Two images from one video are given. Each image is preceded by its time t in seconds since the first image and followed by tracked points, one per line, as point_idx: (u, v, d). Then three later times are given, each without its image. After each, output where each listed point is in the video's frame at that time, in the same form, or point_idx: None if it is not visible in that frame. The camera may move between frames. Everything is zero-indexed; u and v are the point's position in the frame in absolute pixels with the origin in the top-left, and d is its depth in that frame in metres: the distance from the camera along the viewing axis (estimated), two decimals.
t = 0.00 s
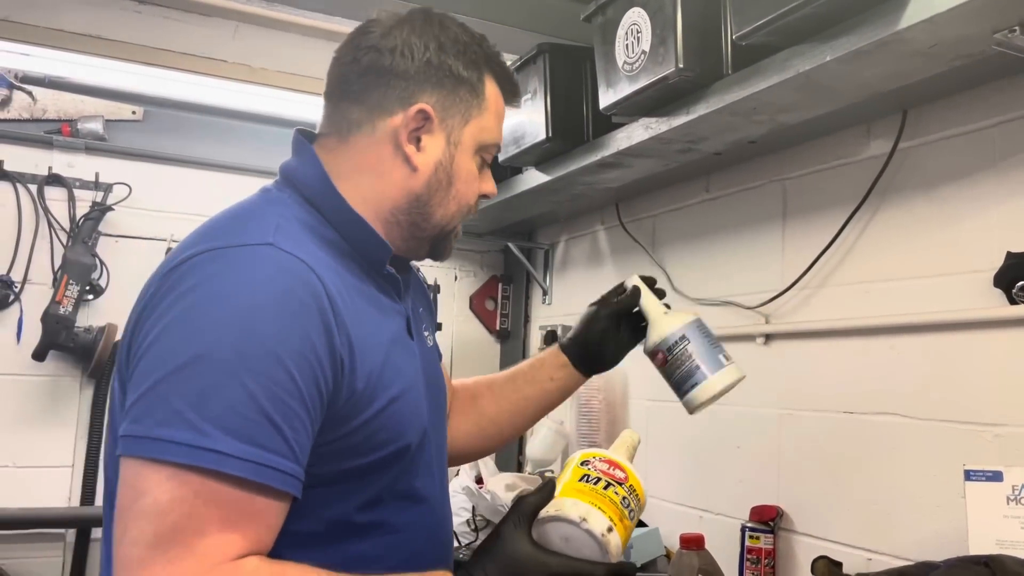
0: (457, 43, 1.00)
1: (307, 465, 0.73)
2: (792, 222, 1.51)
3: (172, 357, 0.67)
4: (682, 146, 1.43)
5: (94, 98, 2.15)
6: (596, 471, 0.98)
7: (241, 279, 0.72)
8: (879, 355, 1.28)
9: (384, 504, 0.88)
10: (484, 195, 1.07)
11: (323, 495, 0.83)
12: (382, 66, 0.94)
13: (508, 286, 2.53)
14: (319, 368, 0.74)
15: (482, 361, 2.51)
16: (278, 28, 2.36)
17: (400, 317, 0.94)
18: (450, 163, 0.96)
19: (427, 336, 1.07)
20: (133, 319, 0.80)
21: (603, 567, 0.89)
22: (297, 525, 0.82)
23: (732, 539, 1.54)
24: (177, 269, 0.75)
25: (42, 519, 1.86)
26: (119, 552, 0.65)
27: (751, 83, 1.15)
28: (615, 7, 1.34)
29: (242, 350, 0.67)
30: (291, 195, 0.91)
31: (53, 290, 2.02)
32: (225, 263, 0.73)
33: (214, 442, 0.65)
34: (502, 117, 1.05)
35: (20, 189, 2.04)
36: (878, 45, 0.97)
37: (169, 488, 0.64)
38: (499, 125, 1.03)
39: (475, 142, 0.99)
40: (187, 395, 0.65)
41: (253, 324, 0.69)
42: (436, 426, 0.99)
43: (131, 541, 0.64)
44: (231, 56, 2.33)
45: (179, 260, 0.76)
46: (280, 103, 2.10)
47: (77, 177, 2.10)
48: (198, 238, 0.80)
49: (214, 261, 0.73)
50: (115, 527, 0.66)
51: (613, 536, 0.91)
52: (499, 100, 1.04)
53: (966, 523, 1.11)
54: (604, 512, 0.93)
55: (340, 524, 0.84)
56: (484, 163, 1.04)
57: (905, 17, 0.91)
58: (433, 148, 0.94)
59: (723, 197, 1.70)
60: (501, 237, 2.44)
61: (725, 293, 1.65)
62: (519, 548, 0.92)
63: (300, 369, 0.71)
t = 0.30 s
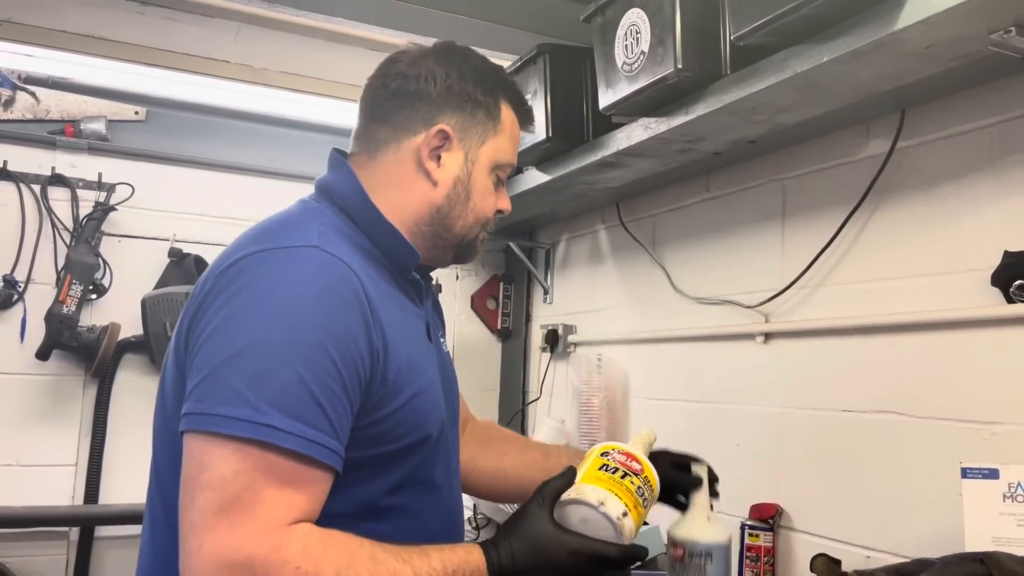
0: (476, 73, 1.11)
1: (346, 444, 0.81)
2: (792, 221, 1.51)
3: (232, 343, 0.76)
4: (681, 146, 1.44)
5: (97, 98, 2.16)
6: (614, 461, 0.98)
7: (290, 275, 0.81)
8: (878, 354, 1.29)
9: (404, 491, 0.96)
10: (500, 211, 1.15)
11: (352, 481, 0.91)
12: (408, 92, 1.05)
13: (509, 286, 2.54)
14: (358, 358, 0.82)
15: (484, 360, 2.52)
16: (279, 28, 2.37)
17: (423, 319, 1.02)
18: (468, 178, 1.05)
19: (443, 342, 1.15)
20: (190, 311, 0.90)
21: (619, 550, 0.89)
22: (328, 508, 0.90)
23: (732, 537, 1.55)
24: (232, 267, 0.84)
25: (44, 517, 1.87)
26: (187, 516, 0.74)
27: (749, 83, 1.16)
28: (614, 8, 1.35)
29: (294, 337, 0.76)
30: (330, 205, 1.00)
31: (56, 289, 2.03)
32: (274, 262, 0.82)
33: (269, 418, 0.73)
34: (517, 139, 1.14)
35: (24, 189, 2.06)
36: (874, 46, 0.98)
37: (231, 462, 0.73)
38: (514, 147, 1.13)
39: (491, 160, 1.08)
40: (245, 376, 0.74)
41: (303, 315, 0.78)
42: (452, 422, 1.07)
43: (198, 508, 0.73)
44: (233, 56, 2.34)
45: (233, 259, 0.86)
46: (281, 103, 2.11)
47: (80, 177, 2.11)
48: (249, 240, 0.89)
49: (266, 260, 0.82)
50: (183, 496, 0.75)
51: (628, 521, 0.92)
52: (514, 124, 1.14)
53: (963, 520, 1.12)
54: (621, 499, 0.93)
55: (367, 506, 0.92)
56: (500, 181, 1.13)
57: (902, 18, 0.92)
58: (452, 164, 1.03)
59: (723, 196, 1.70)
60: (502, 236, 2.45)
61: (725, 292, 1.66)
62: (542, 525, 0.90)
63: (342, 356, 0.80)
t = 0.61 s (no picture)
0: (475, 90, 1.18)
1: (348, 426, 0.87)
2: (790, 219, 1.51)
3: (245, 329, 0.83)
4: (680, 144, 1.45)
5: (96, 98, 2.16)
6: (623, 451, 0.96)
7: (298, 269, 0.88)
8: (876, 351, 1.29)
9: (399, 477, 1.00)
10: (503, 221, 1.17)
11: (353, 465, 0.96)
12: (407, 110, 1.14)
13: (509, 284, 2.54)
14: (360, 346, 0.88)
15: (484, 358, 2.53)
16: (278, 27, 2.37)
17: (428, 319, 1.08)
18: (457, 183, 1.10)
19: (452, 347, 1.20)
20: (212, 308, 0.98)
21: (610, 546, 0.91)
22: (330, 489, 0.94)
23: (731, 534, 1.56)
24: (246, 262, 0.92)
25: (44, 516, 1.88)
26: (208, 488, 0.81)
27: (746, 81, 1.16)
28: (612, 7, 1.35)
29: (300, 323, 0.83)
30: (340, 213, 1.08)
31: (56, 289, 2.04)
32: (284, 257, 0.89)
33: (276, 397, 0.80)
34: (516, 152, 1.18)
35: (24, 188, 2.06)
36: (870, 44, 0.98)
37: (243, 436, 0.79)
38: (510, 158, 1.16)
39: (483, 169, 1.12)
40: (255, 359, 0.81)
41: (309, 304, 0.85)
42: (455, 418, 1.12)
43: (217, 479, 0.80)
44: (232, 56, 2.34)
45: (248, 256, 0.93)
46: (279, 102, 2.11)
47: (80, 177, 2.12)
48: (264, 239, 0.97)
49: (277, 255, 0.90)
50: (204, 471, 0.82)
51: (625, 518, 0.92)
52: (513, 138, 1.18)
53: (959, 517, 1.13)
54: (622, 494, 0.93)
55: (368, 490, 0.97)
56: (500, 191, 1.16)
57: (897, 17, 0.92)
58: (443, 170, 1.10)
59: (721, 194, 1.71)
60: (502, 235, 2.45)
61: (723, 290, 1.66)
62: (542, 513, 0.92)
63: (344, 344, 0.86)
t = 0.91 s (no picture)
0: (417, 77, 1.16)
1: (324, 416, 0.89)
2: (791, 215, 1.51)
3: (219, 327, 0.86)
4: (680, 141, 1.45)
5: (96, 96, 2.16)
6: (623, 435, 0.92)
7: (270, 267, 0.91)
8: (877, 347, 1.29)
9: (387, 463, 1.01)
10: (457, 198, 1.12)
11: (338, 451, 0.97)
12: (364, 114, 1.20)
13: (509, 282, 2.55)
14: (331, 339, 0.90)
15: (484, 356, 2.53)
16: (278, 25, 2.37)
17: (415, 313, 1.10)
18: (392, 173, 1.12)
19: (450, 339, 1.21)
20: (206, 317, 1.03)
21: (595, 528, 0.87)
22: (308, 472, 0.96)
23: (733, 531, 1.56)
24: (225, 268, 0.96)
25: (44, 515, 1.87)
26: (195, 479, 0.84)
27: (747, 77, 1.16)
28: (613, 3, 1.35)
29: (268, 318, 0.86)
30: (324, 217, 1.12)
31: (57, 288, 2.04)
32: (258, 258, 0.93)
33: (247, 388, 0.82)
34: (458, 125, 1.12)
35: (24, 187, 2.06)
36: (872, 40, 0.98)
37: (219, 426, 0.82)
38: (445, 133, 1.11)
39: (415, 151, 1.10)
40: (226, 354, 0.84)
41: (277, 300, 0.87)
42: (450, 409, 1.12)
43: (200, 469, 0.83)
44: (232, 54, 2.33)
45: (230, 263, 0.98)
46: (279, 100, 2.11)
47: (81, 175, 2.12)
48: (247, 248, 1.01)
49: (251, 257, 0.93)
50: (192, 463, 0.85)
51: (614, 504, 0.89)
52: (454, 113, 1.13)
53: (961, 512, 1.13)
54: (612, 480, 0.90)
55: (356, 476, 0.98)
56: (446, 169, 1.12)
57: (899, 12, 0.92)
58: (381, 165, 1.14)
59: (722, 191, 1.71)
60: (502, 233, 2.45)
61: (724, 287, 1.66)
62: (529, 486, 0.87)
63: (314, 336, 0.88)
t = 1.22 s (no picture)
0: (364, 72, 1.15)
1: (274, 402, 0.87)
2: (790, 211, 1.51)
3: (170, 318, 0.88)
4: (679, 136, 1.44)
5: (94, 94, 2.17)
6: (460, 312, 0.76)
7: (220, 259, 0.92)
8: (876, 342, 1.29)
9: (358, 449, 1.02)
10: (413, 187, 1.11)
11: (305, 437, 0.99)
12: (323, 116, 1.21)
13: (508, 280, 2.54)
14: (278, 327, 0.90)
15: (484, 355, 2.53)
16: (276, 23, 2.36)
17: (384, 304, 1.08)
18: (347, 173, 1.12)
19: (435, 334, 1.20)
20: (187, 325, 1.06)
21: (469, 419, 0.72)
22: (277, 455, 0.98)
23: (733, 527, 1.56)
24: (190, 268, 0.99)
25: (44, 514, 1.87)
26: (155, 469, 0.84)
27: (746, 72, 1.16)
28: None
29: (211, 305, 0.86)
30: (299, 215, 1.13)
31: (55, 286, 2.03)
32: (214, 253, 0.94)
33: (190, 373, 0.81)
34: (400, 113, 1.10)
35: (22, 186, 2.05)
36: (871, 34, 0.97)
37: (166, 410, 0.82)
38: (389, 123, 1.09)
39: (364, 148, 1.10)
40: (173, 343, 0.85)
41: (220, 287, 0.88)
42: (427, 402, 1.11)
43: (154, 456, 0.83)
44: (231, 52, 2.32)
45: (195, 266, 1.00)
46: (278, 98, 2.10)
47: (79, 173, 2.11)
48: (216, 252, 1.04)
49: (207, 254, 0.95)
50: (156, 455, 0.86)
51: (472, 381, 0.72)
52: (400, 100, 1.10)
53: (962, 507, 1.13)
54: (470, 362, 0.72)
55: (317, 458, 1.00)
56: (397, 159, 1.11)
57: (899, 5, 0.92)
58: (337, 166, 1.14)
59: (721, 187, 1.70)
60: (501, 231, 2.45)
61: (723, 283, 1.66)
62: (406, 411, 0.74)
63: (258, 321, 0.87)
